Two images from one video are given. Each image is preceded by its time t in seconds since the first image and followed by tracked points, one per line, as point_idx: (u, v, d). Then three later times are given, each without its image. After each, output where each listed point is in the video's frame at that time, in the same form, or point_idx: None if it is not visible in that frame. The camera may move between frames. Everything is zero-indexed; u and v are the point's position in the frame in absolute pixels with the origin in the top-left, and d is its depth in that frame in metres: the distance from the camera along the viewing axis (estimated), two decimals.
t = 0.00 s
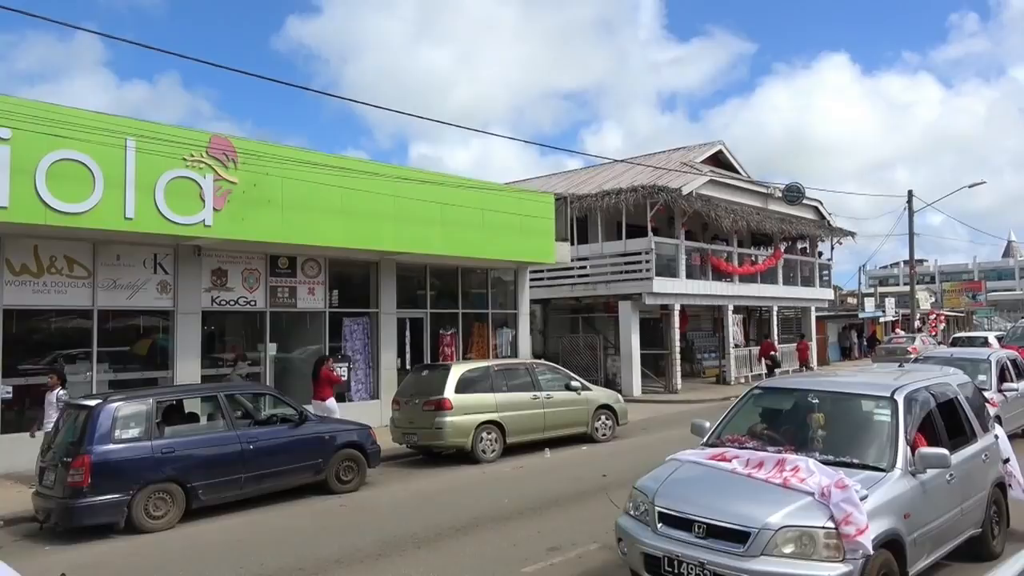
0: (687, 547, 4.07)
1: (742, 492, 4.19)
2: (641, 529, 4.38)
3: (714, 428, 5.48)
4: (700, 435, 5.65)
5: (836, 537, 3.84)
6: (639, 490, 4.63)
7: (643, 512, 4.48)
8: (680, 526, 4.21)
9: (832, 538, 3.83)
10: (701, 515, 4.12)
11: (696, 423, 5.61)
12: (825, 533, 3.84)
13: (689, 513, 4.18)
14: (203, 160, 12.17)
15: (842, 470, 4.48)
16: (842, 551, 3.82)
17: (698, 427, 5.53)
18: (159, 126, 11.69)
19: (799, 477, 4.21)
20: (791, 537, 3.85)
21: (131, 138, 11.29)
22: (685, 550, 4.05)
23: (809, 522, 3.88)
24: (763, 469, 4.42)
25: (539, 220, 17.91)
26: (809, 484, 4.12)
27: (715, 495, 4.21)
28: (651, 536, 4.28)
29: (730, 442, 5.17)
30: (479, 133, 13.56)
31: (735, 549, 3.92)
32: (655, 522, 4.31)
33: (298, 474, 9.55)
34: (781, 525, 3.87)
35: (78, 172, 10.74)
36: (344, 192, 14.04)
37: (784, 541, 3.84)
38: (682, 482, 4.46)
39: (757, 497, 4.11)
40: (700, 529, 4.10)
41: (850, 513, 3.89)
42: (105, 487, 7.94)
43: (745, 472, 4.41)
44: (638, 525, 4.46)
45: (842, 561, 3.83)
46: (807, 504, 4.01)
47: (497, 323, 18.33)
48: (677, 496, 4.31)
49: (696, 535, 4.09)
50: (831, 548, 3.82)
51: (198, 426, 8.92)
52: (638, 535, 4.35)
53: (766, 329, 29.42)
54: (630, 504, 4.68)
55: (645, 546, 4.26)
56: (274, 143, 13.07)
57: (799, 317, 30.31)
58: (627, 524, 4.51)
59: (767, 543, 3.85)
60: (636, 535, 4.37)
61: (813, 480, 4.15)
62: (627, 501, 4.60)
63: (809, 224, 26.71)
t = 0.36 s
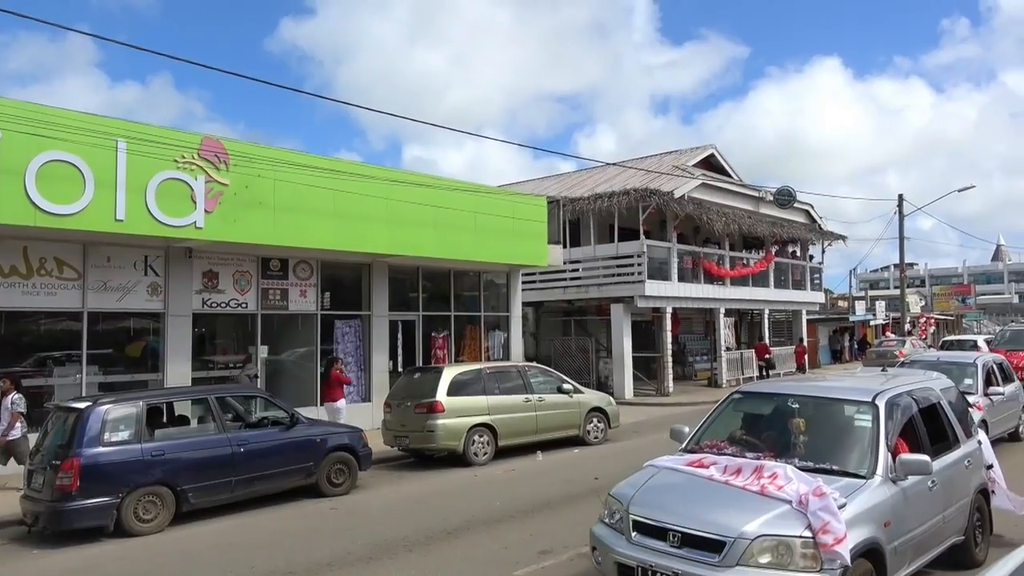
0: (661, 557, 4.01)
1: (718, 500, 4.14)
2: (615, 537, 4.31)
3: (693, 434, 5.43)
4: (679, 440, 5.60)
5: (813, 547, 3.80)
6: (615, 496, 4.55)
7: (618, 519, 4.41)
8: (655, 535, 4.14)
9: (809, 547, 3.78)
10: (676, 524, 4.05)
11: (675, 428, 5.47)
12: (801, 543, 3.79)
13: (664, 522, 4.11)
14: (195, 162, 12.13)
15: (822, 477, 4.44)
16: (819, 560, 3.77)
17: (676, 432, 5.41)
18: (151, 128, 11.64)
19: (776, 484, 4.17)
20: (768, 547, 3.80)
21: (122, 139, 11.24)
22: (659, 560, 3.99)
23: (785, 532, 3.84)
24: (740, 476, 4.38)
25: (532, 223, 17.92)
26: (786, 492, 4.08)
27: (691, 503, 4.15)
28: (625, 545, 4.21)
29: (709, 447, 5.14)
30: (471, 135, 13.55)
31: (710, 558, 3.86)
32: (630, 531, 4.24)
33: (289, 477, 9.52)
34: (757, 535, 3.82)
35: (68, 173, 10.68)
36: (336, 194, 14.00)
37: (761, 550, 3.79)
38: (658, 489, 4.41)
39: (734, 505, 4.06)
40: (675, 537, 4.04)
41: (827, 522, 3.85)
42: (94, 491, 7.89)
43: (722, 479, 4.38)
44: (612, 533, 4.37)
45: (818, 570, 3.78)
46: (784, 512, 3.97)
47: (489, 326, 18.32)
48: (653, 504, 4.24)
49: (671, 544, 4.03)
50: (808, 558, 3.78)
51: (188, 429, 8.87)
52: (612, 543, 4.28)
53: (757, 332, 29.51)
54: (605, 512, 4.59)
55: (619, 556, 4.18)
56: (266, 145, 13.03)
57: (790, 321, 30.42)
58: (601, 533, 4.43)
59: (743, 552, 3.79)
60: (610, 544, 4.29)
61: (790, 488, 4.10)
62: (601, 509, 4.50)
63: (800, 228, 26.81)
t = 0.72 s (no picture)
0: (617, 567, 3.92)
1: (675, 509, 4.08)
2: (569, 547, 4.26)
3: (653, 438, 5.47)
4: (640, 445, 5.59)
5: (768, 557, 3.73)
6: (570, 504, 4.50)
7: (573, 528, 4.35)
8: (609, 545, 4.06)
9: (765, 558, 3.72)
10: (630, 534, 3.97)
11: (636, 433, 5.61)
12: (757, 553, 3.72)
13: (618, 532, 4.03)
14: (170, 160, 11.98)
15: (783, 484, 4.44)
16: (775, 570, 3.70)
17: (636, 437, 5.54)
18: (125, 125, 11.47)
19: (734, 492, 4.14)
20: (723, 557, 3.72)
21: (95, 137, 11.07)
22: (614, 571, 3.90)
23: (741, 542, 3.76)
24: (698, 483, 4.36)
25: (510, 225, 17.92)
26: (744, 500, 4.04)
27: (647, 511, 4.08)
28: (579, 555, 4.14)
29: (668, 453, 5.12)
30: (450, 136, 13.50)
31: (664, 569, 3.78)
32: (584, 541, 4.17)
33: (262, 479, 9.42)
34: (713, 545, 3.73)
35: (40, 170, 10.50)
36: (312, 194, 13.88)
37: (717, 560, 3.70)
38: (613, 497, 4.35)
39: (691, 514, 3.99)
40: (629, 547, 3.96)
41: (784, 531, 3.78)
42: (61, 493, 7.73)
43: (680, 486, 4.34)
44: (566, 543, 4.33)
45: None
46: (741, 521, 3.91)
47: (466, 327, 18.28)
48: (608, 512, 4.17)
49: (625, 555, 3.95)
50: (764, 569, 3.70)
51: (160, 430, 8.74)
52: (565, 554, 4.23)
53: (732, 335, 29.79)
54: (561, 520, 4.55)
55: (572, 566, 4.12)
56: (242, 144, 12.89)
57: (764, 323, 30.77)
58: (556, 542, 4.38)
59: (698, 562, 3.70)
60: (564, 554, 4.25)
61: (748, 496, 4.07)
62: (557, 517, 4.46)
63: (775, 232, 27.10)
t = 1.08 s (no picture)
0: None
1: (566, 521, 4.09)
2: (458, 565, 4.21)
3: (548, 449, 5.51)
4: (537, 454, 5.61)
5: (656, 570, 3.79)
6: (461, 519, 4.46)
7: (462, 544, 4.31)
8: (498, 562, 4.02)
9: (653, 571, 3.77)
10: (518, 550, 3.94)
11: (531, 443, 5.64)
12: (645, 566, 3.77)
13: (506, 548, 3.99)
14: (65, 153, 11.28)
15: (674, 494, 4.53)
16: None
17: (532, 446, 5.56)
18: (15, 115, 10.73)
19: (624, 504, 4.21)
20: (612, 571, 3.73)
21: None
22: None
23: (629, 555, 3.80)
24: (590, 495, 4.40)
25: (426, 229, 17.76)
26: (633, 513, 4.11)
27: (536, 526, 4.07)
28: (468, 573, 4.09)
29: (563, 463, 5.16)
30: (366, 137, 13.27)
31: None
32: (472, 558, 4.13)
33: (161, 491, 8.95)
34: (601, 559, 3.74)
35: None
36: (220, 194, 13.34)
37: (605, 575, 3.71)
38: (504, 510, 4.33)
39: (581, 527, 4.00)
40: (517, 564, 3.92)
41: (671, 544, 3.85)
42: None
43: (571, 499, 4.38)
44: (455, 560, 4.29)
45: None
46: (630, 533, 3.96)
47: (380, 332, 18.01)
48: (498, 528, 4.13)
49: (513, 572, 3.91)
50: None
51: (49, 440, 8.18)
52: (454, 571, 4.18)
53: (642, 340, 30.54)
54: (450, 535, 4.50)
55: None
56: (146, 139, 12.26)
57: (673, 329, 31.69)
58: (445, 559, 4.33)
59: None
60: (452, 571, 4.19)
61: (638, 508, 4.15)
62: (446, 533, 4.42)
63: (684, 241, 27.96)
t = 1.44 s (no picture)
0: None
1: (489, 542, 3.89)
2: None
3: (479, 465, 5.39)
4: (467, 471, 5.47)
5: None
6: (379, 542, 4.15)
7: (377, 568, 4.00)
8: None
9: None
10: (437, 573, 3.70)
11: (462, 458, 5.54)
12: None
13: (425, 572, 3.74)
14: None
15: (604, 514, 4.43)
16: None
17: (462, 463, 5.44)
18: None
19: (551, 525, 4.02)
20: None
21: None
22: None
23: None
24: (516, 515, 4.22)
25: (375, 240, 17.59)
26: (560, 534, 3.92)
27: (457, 547, 3.83)
28: None
29: (491, 481, 5.02)
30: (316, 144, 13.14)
31: None
32: None
33: (94, 505, 8.59)
34: None
35: None
36: (162, 198, 12.99)
37: None
38: (426, 531, 4.08)
39: (505, 548, 3.81)
40: None
41: (597, 567, 3.73)
42: None
43: (496, 519, 4.18)
44: None
45: None
46: (555, 556, 3.79)
47: (327, 343, 17.73)
48: (417, 549, 3.88)
49: None
50: None
51: None
52: None
53: (591, 354, 30.79)
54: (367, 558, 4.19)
55: None
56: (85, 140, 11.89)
57: (621, 344, 32.05)
58: None
59: None
60: None
61: (564, 529, 3.97)
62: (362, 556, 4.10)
63: (632, 257, 28.36)
